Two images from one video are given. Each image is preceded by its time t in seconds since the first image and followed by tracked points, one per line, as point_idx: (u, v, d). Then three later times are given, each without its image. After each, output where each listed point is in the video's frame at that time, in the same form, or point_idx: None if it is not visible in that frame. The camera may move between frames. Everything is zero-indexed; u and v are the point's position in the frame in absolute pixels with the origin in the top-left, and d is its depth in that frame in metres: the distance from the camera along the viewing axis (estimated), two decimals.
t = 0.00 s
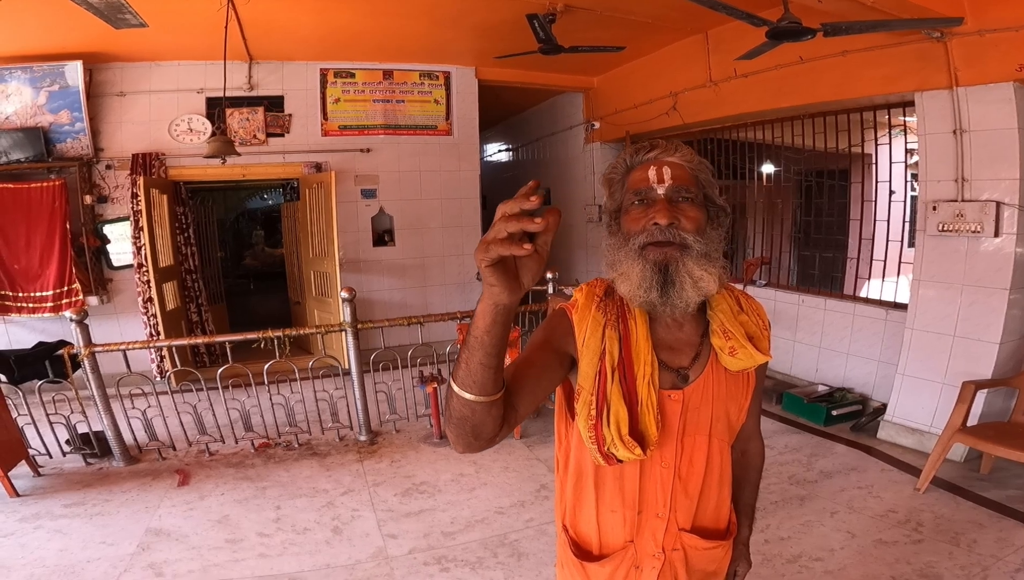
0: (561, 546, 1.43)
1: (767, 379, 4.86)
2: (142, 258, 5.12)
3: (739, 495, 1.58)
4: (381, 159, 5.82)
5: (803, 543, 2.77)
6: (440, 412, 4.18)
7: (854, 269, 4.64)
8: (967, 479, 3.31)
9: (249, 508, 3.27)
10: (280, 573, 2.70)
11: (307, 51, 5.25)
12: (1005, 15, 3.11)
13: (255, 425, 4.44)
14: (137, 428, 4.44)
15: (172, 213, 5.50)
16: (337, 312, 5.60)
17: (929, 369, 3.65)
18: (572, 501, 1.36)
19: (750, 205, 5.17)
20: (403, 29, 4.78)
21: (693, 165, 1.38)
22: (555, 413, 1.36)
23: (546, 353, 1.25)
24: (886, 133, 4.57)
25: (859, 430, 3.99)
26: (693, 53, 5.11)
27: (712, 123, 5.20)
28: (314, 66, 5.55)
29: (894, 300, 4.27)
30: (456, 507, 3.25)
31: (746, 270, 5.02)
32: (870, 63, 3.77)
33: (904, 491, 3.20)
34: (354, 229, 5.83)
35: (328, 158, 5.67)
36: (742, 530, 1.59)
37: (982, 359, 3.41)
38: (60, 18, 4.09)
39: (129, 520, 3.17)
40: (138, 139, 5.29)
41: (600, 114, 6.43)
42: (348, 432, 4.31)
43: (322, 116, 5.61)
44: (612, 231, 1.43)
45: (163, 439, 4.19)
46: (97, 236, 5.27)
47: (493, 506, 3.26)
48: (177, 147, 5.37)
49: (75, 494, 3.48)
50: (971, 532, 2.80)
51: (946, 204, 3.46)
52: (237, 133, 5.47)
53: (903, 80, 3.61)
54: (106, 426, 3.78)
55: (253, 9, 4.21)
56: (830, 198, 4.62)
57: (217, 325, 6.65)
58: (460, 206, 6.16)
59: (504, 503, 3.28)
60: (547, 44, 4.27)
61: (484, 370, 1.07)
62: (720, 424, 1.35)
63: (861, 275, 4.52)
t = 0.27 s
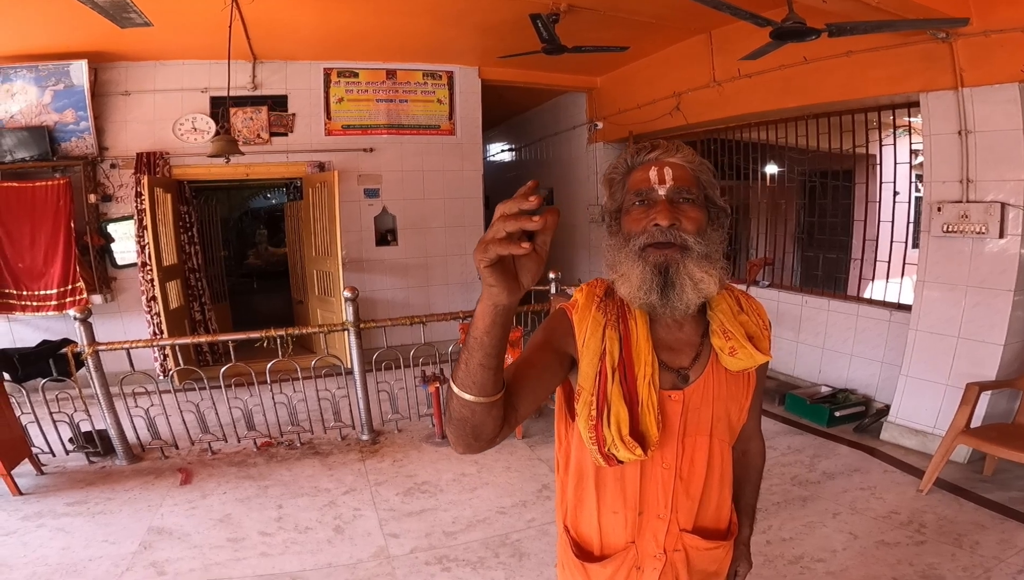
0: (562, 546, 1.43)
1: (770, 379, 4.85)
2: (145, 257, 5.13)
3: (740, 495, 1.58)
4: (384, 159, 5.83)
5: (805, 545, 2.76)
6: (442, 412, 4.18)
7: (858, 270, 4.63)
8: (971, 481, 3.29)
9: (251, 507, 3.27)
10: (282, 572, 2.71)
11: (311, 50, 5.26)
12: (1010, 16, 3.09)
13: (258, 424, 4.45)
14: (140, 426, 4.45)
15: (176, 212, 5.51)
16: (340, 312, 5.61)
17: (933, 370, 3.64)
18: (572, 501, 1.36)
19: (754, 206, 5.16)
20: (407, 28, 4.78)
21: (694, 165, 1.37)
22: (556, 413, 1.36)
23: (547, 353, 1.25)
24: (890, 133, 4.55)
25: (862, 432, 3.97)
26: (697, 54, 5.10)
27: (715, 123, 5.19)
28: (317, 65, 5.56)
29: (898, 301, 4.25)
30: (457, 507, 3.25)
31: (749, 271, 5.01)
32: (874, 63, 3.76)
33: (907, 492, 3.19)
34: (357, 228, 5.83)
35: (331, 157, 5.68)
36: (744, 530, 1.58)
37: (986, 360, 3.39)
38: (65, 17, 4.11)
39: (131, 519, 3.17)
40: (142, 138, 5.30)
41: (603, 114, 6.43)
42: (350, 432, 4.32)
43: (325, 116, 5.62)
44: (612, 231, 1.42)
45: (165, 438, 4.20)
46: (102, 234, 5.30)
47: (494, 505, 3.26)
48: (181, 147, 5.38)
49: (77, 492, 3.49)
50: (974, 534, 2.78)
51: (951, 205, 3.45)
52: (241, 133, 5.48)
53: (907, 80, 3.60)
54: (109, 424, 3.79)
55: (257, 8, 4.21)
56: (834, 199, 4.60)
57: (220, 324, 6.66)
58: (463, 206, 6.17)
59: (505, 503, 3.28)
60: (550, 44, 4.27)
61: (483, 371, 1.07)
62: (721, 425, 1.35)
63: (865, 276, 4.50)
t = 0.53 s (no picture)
0: (560, 546, 1.43)
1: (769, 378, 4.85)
2: (143, 257, 5.12)
3: (737, 494, 1.58)
4: (382, 159, 5.82)
5: (805, 543, 2.77)
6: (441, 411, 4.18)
7: (856, 268, 4.64)
8: (969, 479, 3.30)
9: (251, 507, 3.27)
10: (282, 572, 2.71)
11: (309, 50, 5.25)
12: (1008, 15, 3.10)
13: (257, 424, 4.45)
14: (139, 427, 4.44)
15: (174, 212, 5.50)
16: (338, 312, 5.61)
17: (931, 369, 3.64)
18: (569, 501, 1.36)
19: (752, 205, 5.16)
20: (405, 28, 4.77)
21: (691, 165, 1.37)
22: (553, 412, 1.36)
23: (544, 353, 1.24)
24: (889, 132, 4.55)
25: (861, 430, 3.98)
26: (695, 53, 5.10)
27: (714, 122, 5.19)
28: (315, 65, 5.55)
29: (896, 300, 4.26)
30: (457, 506, 3.25)
31: (748, 270, 5.01)
32: (872, 62, 3.76)
33: (906, 491, 3.20)
34: (355, 228, 5.83)
35: (329, 157, 5.68)
36: (742, 529, 1.58)
37: (984, 359, 3.40)
38: (62, 18, 4.10)
39: (131, 519, 3.17)
40: (140, 138, 5.29)
41: (601, 114, 6.43)
42: (350, 431, 4.32)
43: (323, 115, 5.62)
44: (608, 230, 1.43)
45: (164, 438, 4.19)
46: (99, 234, 5.27)
47: (494, 505, 3.26)
48: (179, 147, 5.37)
49: (76, 493, 3.48)
50: (973, 533, 2.79)
51: (949, 204, 3.45)
52: (239, 133, 5.47)
53: (905, 80, 3.60)
54: (107, 425, 3.79)
55: (255, 8, 4.20)
56: (832, 198, 4.61)
57: (219, 324, 6.66)
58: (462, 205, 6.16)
59: (505, 502, 3.28)
60: (548, 44, 4.26)
61: (473, 372, 1.05)
62: (719, 423, 1.35)
63: (863, 275, 4.51)
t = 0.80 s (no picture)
0: (559, 546, 1.43)
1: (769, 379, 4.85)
2: (143, 257, 5.12)
3: (736, 495, 1.58)
4: (382, 159, 5.82)
5: (804, 543, 2.77)
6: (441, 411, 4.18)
7: (856, 269, 4.64)
8: (969, 479, 3.30)
9: (251, 508, 3.27)
10: (281, 572, 2.71)
11: (308, 50, 5.25)
12: (1007, 16, 3.10)
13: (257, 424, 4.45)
14: (139, 427, 4.44)
15: (174, 212, 5.50)
16: (338, 312, 5.61)
17: (931, 369, 3.64)
18: (569, 502, 1.36)
19: (752, 205, 5.16)
20: (404, 28, 4.78)
21: (699, 165, 1.38)
22: (551, 413, 1.36)
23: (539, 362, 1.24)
24: (888, 133, 4.56)
25: (861, 430, 3.98)
26: (695, 53, 5.10)
27: (713, 122, 5.20)
28: (315, 65, 5.55)
29: (895, 300, 4.26)
30: (456, 507, 3.25)
31: (748, 270, 5.01)
32: (872, 63, 3.76)
33: (905, 491, 3.20)
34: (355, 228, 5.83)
35: (329, 157, 5.68)
36: (741, 530, 1.59)
37: (984, 359, 3.40)
38: (62, 18, 4.10)
39: (130, 519, 3.17)
40: (140, 138, 5.30)
41: (601, 114, 6.43)
42: (349, 432, 4.32)
43: (323, 116, 5.62)
44: (613, 228, 1.43)
45: (164, 438, 4.19)
46: (99, 235, 5.26)
47: (494, 505, 3.26)
48: (179, 147, 5.37)
49: (76, 493, 3.48)
50: (972, 533, 2.79)
51: (948, 204, 3.45)
52: (238, 133, 5.47)
53: (905, 80, 3.60)
54: (107, 425, 3.79)
55: (255, 9, 4.20)
56: (831, 198, 4.62)
57: (219, 324, 6.66)
58: (462, 205, 6.16)
59: (504, 503, 3.28)
60: (548, 44, 4.26)
61: (462, 404, 1.01)
62: (717, 424, 1.35)
63: (862, 275, 4.51)
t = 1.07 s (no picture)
0: (561, 546, 1.43)
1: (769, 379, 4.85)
2: (145, 257, 5.12)
3: (737, 494, 1.58)
4: (383, 159, 5.83)
5: (805, 543, 2.77)
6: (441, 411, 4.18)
7: (857, 269, 4.64)
8: (970, 480, 3.30)
9: (252, 507, 3.27)
10: (282, 572, 2.71)
11: (310, 51, 5.25)
12: (1008, 16, 3.10)
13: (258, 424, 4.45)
14: (140, 427, 4.45)
15: (175, 212, 5.51)
16: (339, 312, 5.61)
17: (932, 370, 3.64)
18: (570, 503, 1.36)
19: (752, 205, 5.16)
20: (406, 28, 4.78)
21: (696, 165, 1.38)
22: (553, 413, 1.36)
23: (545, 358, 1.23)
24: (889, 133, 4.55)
25: (862, 431, 3.98)
26: (696, 54, 5.10)
27: (714, 123, 5.20)
28: (316, 65, 5.56)
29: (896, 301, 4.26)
30: (457, 506, 3.25)
31: (748, 271, 5.01)
32: (873, 63, 3.77)
33: (906, 491, 3.20)
34: (356, 228, 5.83)
35: (330, 158, 5.68)
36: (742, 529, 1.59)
37: (984, 360, 3.40)
38: (64, 18, 4.10)
39: (132, 519, 3.17)
40: (142, 138, 5.30)
41: (602, 114, 6.43)
42: (350, 432, 4.32)
43: (324, 116, 5.62)
44: (612, 229, 1.43)
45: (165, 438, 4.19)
46: (101, 235, 5.29)
47: (494, 505, 3.26)
48: (181, 147, 5.38)
49: (77, 493, 3.49)
50: (973, 533, 2.79)
51: (949, 205, 3.45)
52: (240, 133, 5.47)
53: (906, 80, 3.60)
54: (109, 425, 3.79)
55: (256, 9, 4.21)
56: (832, 199, 4.62)
57: (220, 324, 6.66)
58: (462, 205, 6.17)
59: (505, 503, 3.28)
60: (549, 44, 4.26)
61: (477, 395, 1.01)
62: (718, 424, 1.35)
63: (864, 276, 4.51)
